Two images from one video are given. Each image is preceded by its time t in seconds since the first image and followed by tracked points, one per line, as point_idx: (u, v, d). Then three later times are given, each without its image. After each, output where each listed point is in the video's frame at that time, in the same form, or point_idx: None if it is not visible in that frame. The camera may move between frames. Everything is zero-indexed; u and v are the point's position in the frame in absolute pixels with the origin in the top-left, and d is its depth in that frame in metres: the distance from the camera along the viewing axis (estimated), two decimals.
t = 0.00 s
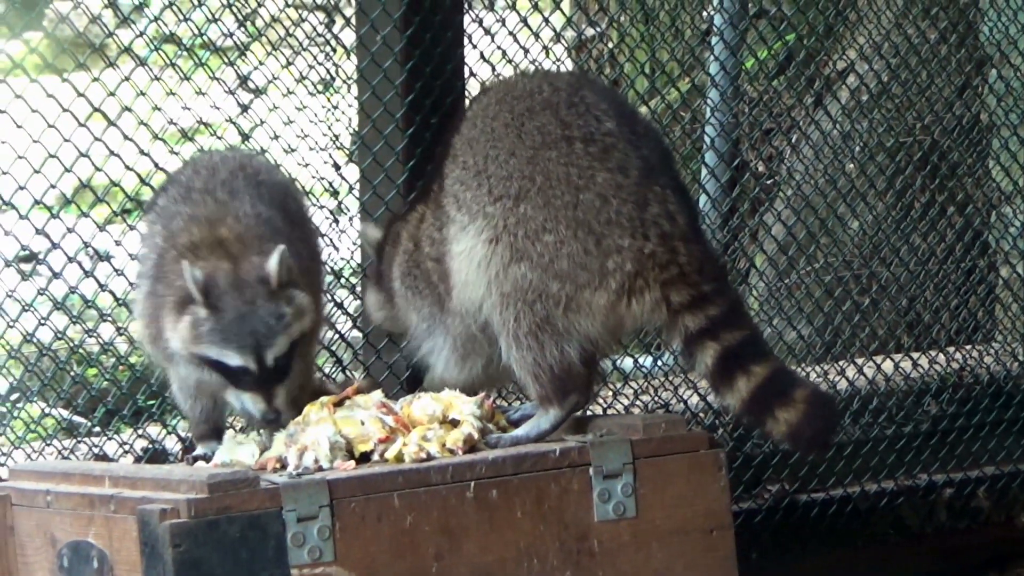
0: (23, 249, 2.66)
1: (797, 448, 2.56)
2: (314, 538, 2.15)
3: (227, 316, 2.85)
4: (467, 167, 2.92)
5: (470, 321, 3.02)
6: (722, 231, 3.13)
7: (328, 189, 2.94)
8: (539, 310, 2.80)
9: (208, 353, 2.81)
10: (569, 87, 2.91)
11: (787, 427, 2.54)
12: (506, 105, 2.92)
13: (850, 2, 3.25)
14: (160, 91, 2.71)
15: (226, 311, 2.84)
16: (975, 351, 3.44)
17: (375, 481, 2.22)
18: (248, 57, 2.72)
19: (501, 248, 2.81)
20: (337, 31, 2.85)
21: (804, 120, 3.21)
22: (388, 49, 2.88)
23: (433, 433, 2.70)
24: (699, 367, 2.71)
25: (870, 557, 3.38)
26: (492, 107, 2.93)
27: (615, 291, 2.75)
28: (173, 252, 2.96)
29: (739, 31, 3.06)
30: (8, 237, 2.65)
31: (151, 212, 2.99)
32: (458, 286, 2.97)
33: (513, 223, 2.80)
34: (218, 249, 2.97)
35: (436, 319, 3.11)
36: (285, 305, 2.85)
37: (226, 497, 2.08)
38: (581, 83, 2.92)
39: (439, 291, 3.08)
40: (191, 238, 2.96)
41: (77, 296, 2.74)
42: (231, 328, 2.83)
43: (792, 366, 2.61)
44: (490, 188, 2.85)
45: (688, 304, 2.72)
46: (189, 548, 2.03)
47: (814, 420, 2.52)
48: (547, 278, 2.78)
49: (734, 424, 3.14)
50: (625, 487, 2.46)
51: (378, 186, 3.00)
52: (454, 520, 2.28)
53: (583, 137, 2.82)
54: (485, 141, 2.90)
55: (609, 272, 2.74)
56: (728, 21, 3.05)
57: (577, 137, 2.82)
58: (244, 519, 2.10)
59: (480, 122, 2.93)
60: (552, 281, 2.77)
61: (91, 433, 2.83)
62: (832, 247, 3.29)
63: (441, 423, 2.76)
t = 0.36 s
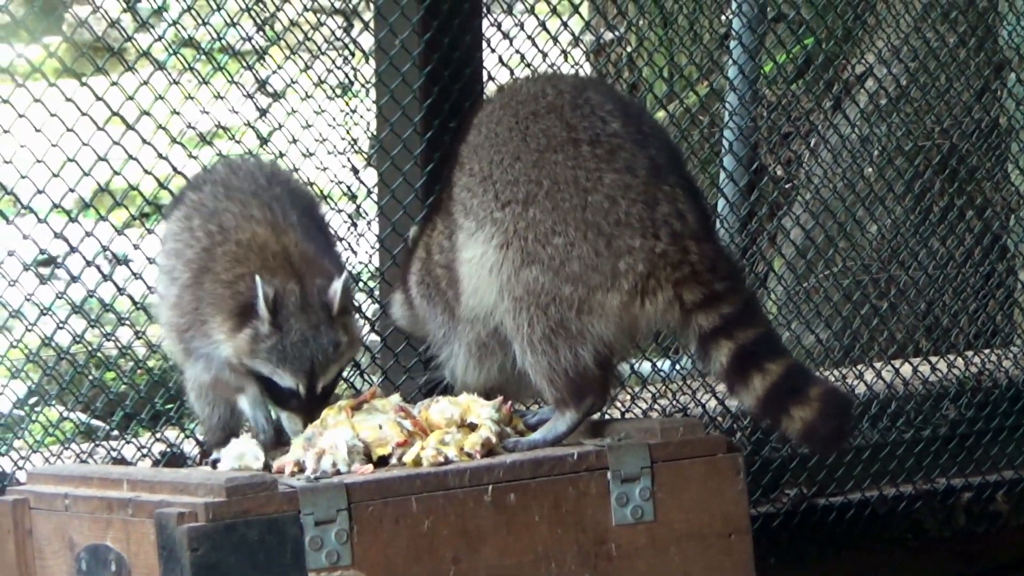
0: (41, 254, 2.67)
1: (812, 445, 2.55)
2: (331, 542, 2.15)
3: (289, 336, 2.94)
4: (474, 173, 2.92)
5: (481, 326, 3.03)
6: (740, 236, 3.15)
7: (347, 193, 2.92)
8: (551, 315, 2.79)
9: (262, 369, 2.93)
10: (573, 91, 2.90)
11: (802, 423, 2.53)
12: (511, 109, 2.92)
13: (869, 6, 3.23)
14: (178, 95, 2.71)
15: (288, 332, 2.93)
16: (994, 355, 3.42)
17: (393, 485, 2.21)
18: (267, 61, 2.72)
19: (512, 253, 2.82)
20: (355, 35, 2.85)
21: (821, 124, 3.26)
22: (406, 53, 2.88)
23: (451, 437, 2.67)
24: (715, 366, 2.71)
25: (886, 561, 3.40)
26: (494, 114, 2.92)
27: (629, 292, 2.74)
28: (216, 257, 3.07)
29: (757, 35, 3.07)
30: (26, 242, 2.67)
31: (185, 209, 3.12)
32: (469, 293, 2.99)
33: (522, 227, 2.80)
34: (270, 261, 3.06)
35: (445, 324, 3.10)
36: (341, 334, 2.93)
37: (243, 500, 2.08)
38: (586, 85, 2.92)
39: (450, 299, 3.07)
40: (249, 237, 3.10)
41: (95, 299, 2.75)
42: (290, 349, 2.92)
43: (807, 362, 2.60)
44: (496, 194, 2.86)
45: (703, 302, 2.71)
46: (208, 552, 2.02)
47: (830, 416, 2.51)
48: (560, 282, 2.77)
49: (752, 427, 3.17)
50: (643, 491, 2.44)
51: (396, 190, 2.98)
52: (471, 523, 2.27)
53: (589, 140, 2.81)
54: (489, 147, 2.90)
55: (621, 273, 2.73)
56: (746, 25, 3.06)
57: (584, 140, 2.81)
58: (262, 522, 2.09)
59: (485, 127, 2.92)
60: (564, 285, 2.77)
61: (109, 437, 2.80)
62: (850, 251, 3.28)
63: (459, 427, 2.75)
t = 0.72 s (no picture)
0: (55, 259, 2.68)
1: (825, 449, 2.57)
2: (345, 547, 2.14)
3: (269, 344, 3.00)
4: (489, 175, 2.93)
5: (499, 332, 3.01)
6: (754, 239, 3.16)
7: (359, 199, 2.94)
8: (570, 316, 2.78)
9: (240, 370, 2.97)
10: (589, 92, 2.90)
11: (817, 429, 2.55)
12: (528, 111, 2.92)
13: (881, 11, 3.25)
14: (192, 101, 2.73)
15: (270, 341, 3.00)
16: (1007, 360, 3.44)
17: (406, 490, 2.20)
18: (280, 66, 2.73)
19: (529, 254, 2.81)
20: (368, 39, 2.85)
21: (835, 128, 3.24)
22: (419, 58, 2.88)
23: (464, 442, 2.66)
24: (730, 369, 2.71)
25: (900, 566, 3.38)
26: (512, 116, 2.94)
27: (646, 292, 2.74)
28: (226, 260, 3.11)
29: (770, 40, 3.07)
30: (39, 247, 2.65)
31: (206, 212, 3.15)
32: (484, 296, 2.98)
33: (540, 228, 2.80)
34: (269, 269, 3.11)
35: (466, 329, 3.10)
36: (324, 350, 2.99)
37: (257, 505, 2.07)
38: (603, 87, 2.92)
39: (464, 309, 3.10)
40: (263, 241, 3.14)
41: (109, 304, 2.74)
42: (268, 355, 2.98)
43: (822, 367, 2.61)
44: (513, 195, 2.86)
45: (719, 304, 2.72)
46: (221, 555, 2.02)
47: (845, 423, 2.54)
48: (578, 282, 2.76)
49: (766, 431, 3.17)
50: (655, 496, 2.42)
51: (409, 194, 2.99)
52: (484, 527, 2.26)
53: (607, 140, 2.82)
54: (506, 147, 2.92)
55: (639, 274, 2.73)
56: (759, 30, 3.06)
57: (601, 140, 2.82)
58: (275, 527, 2.09)
59: (501, 129, 2.94)
60: (583, 285, 2.76)
61: (123, 442, 2.80)
62: (863, 256, 3.29)
63: (472, 432, 2.73)
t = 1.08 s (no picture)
0: (68, 261, 2.68)
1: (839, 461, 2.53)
2: (358, 549, 2.13)
3: (262, 341, 2.96)
4: (510, 180, 2.94)
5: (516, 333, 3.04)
6: (767, 242, 3.17)
7: (373, 201, 2.93)
8: (586, 321, 2.80)
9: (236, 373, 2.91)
10: (611, 97, 2.90)
11: (830, 440, 2.50)
12: (550, 115, 2.92)
13: (895, 12, 3.24)
14: (205, 103, 2.72)
15: (261, 336, 2.95)
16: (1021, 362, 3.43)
17: (419, 493, 2.18)
18: (293, 68, 2.74)
19: (548, 259, 2.82)
20: (382, 41, 2.85)
21: (849, 131, 3.24)
22: (432, 60, 2.89)
23: (478, 444, 2.64)
24: (745, 377, 2.68)
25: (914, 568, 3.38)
26: (534, 120, 2.93)
27: (662, 300, 2.75)
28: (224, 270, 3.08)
29: (784, 41, 3.09)
30: (52, 249, 2.65)
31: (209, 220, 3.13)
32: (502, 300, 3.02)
33: (561, 233, 2.80)
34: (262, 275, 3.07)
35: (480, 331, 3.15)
36: (320, 343, 2.96)
37: (270, 508, 2.07)
38: (624, 92, 2.92)
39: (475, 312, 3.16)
40: (251, 248, 3.13)
41: (122, 306, 2.73)
42: (263, 352, 2.94)
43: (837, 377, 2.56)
44: (534, 199, 2.87)
45: (733, 315, 2.69)
46: (234, 558, 2.01)
47: (858, 434, 2.49)
48: (594, 288, 2.78)
49: (778, 435, 3.18)
50: (669, 497, 2.39)
51: (422, 198, 2.99)
52: (498, 529, 2.24)
53: (627, 146, 2.82)
54: (528, 153, 2.91)
55: (655, 281, 2.74)
56: (773, 32, 3.08)
57: (622, 146, 2.82)
58: (289, 529, 2.08)
59: (522, 135, 2.94)
60: (599, 292, 2.78)
61: (136, 444, 2.80)
62: (876, 257, 3.31)
63: (485, 433, 2.71)
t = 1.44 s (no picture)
0: (77, 261, 2.66)
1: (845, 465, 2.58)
2: (367, 549, 2.12)
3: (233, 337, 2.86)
4: (519, 180, 2.92)
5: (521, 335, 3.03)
6: (776, 241, 3.17)
7: (382, 200, 2.94)
8: (597, 324, 2.78)
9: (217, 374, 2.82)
10: (620, 97, 2.90)
11: (837, 446, 2.55)
12: (560, 115, 2.92)
13: (903, 11, 3.29)
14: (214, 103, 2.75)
15: (230, 331, 2.85)
16: None
17: (427, 492, 2.18)
18: (301, 68, 2.74)
19: (560, 261, 2.80)
20: (390, 41, 2.87)
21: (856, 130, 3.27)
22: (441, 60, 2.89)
23: (486, 444, 2.64)
24: (754, 380, 2.70)
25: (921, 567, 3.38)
26: (543, 120, 2.93)
27: (674, 304, 2.74)
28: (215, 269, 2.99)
29: (792, 40, 3.11)
30: (61, 248, 2.64)
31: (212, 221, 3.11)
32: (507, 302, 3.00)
33: (571, 235, 2.79)
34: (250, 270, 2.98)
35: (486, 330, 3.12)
36: (292, 326, 2.88)
37: (278, 507, 2.06)
38: (632, 92, 2.91)
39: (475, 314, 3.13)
40: (237, 249, 3.03)
41: (131, 306, 2.73)
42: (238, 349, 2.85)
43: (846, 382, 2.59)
44: (543, 200, 2.86)
45: (744, 318, 2.70)
46: (243, 558, 2.01)
47: (866, 441, 2.53)
48: (605, 290, 2.76)
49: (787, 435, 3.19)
50: (678, 497, 2.39)
51: (432, 197, 3.00)
52: (506, 530, 2.24)
53: (638, 147, 2.81)
54: (537, 153, 2.91)
55: (667, 284, 2.73)
56: (781, 31, 3.09)
57: (633, 147, 2.81)
58: (297, 529, 2.08)
59: (530, 135, 2.94)
60: (611, 294, 2.76)
61: (145, 444, 2.78)
62: (885, 257, 3.32)
63: (493, 433, 2.70)
